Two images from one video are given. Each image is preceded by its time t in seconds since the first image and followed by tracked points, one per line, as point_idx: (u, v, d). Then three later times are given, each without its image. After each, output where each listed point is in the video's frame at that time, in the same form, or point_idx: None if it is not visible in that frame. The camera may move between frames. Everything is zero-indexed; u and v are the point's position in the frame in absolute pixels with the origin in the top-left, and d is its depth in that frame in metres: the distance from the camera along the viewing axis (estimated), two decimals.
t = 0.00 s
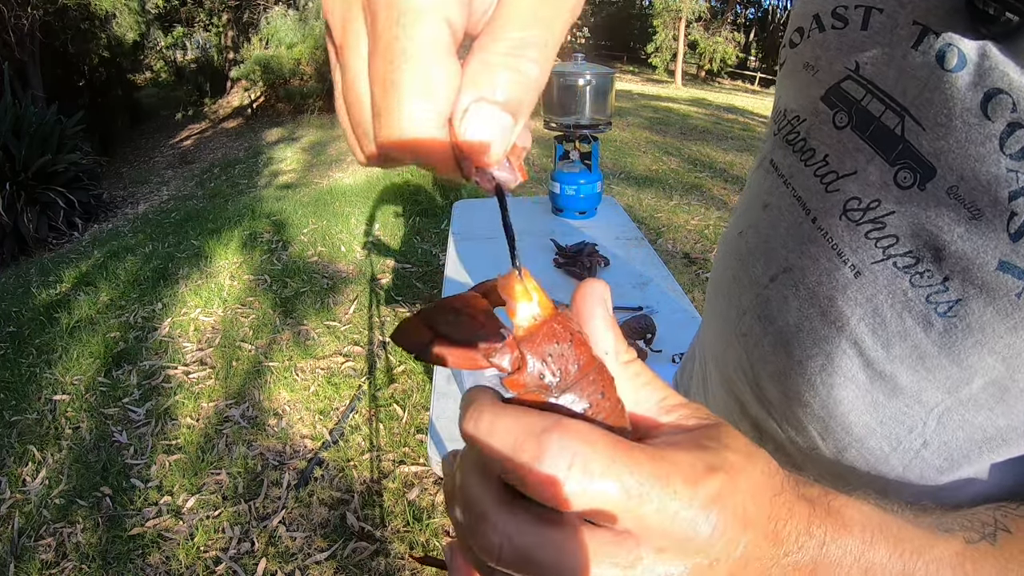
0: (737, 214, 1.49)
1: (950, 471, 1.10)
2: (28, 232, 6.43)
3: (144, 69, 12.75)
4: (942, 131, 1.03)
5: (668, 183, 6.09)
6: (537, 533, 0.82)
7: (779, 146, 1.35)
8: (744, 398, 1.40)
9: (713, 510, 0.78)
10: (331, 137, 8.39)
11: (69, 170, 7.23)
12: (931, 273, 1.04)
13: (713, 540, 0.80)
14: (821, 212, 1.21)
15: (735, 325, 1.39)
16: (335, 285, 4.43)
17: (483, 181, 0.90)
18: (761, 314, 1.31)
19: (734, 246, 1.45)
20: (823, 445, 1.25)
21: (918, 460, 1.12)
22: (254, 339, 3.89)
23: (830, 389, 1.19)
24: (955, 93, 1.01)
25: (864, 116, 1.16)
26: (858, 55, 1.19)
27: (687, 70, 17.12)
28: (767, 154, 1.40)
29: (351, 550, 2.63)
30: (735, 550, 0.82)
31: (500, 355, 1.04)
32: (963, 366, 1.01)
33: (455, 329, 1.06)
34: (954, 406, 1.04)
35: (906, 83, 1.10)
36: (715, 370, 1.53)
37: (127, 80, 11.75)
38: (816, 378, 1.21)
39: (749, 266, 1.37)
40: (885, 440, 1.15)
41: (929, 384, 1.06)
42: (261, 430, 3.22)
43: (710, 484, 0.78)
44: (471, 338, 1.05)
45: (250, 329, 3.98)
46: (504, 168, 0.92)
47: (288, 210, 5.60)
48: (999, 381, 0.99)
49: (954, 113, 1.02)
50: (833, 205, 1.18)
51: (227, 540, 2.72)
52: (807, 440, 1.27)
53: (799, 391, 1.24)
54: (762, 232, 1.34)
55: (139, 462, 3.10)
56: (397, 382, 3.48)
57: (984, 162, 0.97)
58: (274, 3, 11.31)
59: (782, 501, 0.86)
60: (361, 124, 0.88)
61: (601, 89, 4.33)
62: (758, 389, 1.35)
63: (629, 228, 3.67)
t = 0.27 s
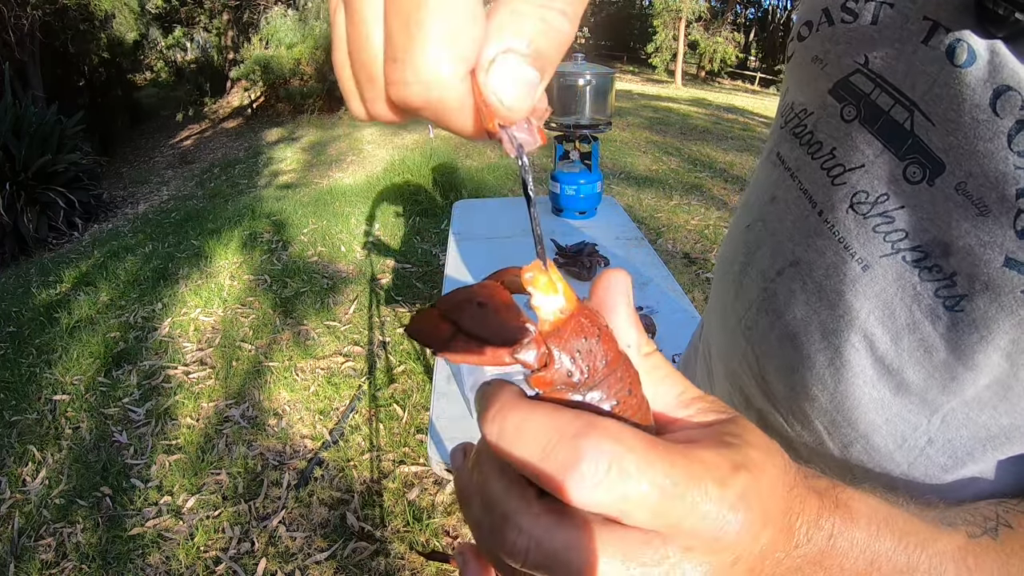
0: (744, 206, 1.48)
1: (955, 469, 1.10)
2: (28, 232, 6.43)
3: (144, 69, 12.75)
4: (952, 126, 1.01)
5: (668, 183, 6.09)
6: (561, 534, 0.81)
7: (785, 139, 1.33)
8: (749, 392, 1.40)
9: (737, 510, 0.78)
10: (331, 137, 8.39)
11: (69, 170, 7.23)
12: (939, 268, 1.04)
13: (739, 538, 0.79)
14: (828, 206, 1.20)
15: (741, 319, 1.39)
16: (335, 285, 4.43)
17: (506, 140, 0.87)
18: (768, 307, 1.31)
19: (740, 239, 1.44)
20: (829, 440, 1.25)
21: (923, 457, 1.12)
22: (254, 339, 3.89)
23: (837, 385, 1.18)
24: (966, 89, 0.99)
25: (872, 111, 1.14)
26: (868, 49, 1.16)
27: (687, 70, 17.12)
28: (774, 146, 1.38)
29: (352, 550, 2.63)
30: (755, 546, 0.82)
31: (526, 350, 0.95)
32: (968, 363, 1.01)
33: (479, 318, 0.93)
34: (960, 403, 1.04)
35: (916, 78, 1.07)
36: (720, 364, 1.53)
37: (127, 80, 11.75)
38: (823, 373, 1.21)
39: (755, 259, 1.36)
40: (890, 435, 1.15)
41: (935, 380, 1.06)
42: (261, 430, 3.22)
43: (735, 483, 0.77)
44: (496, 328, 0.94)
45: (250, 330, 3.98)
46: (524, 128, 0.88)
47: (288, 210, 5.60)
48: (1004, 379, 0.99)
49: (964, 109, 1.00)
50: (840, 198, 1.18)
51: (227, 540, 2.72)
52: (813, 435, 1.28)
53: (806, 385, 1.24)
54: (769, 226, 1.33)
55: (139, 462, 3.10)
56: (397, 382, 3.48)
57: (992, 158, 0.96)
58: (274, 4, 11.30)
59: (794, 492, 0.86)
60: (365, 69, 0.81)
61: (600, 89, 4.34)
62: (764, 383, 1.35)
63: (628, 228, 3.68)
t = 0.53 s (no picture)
0: (748, 205, 1.47)
1: (959, 469, 1.10)
2: (28, 232, 6.42)
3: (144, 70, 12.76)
4: (959, 126, 1.02)
5: (668, 184, 6.10)
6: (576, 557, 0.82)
7: (789, 138, 1.33)
8: (753, 392, 1.40)
9: (748, 527, 0.78)
10: (331, 137, 8.39)
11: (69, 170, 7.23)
12: (946, 268, 1.04)
13: (751, 554, 0.80)
14: (834, 205, 1.20)
15: (745, 319, 1.39)
16: (335, 285, 4.43)
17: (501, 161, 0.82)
18: (773, 307, 1.30)
19: (744, 238, 1.43)
20: (833, 441, 1.25)
21: (929, 457, 1.12)
22: (254, 339, 3.89)
23: (842, 384, 1.18)
24: (973, 90, 0.99)
25: (877, 111, 1.14)
26: (873, 50, 1.16)
27: (687, 70, 17.12)
28: (777, 145, 1.38)
29: (351, 550, 2.63)
30: (764, 559, 0.82)
31: (533, 377, 0.94)
32: (973, 363, 1.01)
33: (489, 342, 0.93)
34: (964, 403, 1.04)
35: (922, 78, 1.07)
36: (722, 364, 1.52)
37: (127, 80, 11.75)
38: (830, 372, 1.20)
39: (760, 258, 1.35)
40: (895, 435, 1.15)
41: (940, 379, 1.06)
42: (261, 430, 3.22)
43: (745, 501, 0.78)
44: (505, 352, 0.93)
45: (250, 330, 3.98)
46: (519, 150, 0.82)
47: (288, 210, 5.60)
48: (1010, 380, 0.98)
49: (971, 110, 1.00)
50: (846, 198, 1.17)
51: (227, 540, 2.72)
52: (817, 436, 1.27)
53: (812, 385, 1.24)
54: (773, 225, 1.33)
55: (140, 462, 3.10)
56: (397, 382, 3.48)
57: (998, 158, 0.96)
58: (274, 4, 11.30)
59: (801, 503, 0.86)
60: (359, 81, 0.76)
61: (601, 89, 4.34)
62: (768, 383, 1.34)
63: (629, 227, 3.69)
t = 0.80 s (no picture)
0: (749, 207, 1.47)
1: (960, 471, 1.10)
2: (28, 232, 6.42)
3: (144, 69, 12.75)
4: (962, 131, 1.01)
5: (668, 183, 6.10)
6: None
7: (792, 140, 1.33)
8: (752, 393, 1.40)
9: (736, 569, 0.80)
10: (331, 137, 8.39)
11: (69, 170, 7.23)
12: (949, 272, 1.04)
13: None
14: (836, 208, 1.19)
15: (745, 320, 1.39)
16: (335, 285, 4.43)
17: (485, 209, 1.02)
18: (775, 309, 1.30)
19: (746, 239, 1.43)
20: (833, 442, 1.25)
21: (930, 459, 1.12)
22: (254, 339, 3.89)
23: (844, 386, 1.18)
24: (977, 95, 0.99)
25: (881, 115, 1.14)
26: (877, 53, 1.15)
27: (688, 70, 17.12)
28: (780, 146, 1.38)
29: (352, 550, 2.63)
30: None
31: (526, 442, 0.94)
32: (976, 366, 1.01)
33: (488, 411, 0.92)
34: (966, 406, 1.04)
35: (926, 82, 1.07)
36: (723, 365, 1.52)
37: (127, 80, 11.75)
38: (831, 374, 1.20)
39: (761, 260, 1.35)
40: (897, 436, 1.15)
41: (942, 382, 1.06)
42: (260, 430, 3.22)
43: (730, 545, 0.81)
44: (500, 419, 0.93)
45: (250, 330, 3.98)
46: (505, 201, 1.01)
47: (288, 210, 5.60)
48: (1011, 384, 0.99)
49: (975, 115, 1.00)
50: (849, 202, 1.17)
51: (227, 540, 2.72)
52: (817, 437, 1.27)
53: (814, 387, 1.24)
54: (775, 227, 1.32)
55: (139, 462, 3.10)
56: (397, 382, 3.48)
57: (1003, 164, 0.96)
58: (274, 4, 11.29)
59: (789, 532, 0.89)
60: (355, 129, 0.95)
61: (601, 89, 4.34)
62: (769, 385, 1.34)
63: (629, 227, 3.69)
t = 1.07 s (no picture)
0: (750, 210, 1.47)
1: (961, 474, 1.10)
2: (28, 232, 6.42)
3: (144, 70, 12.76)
4: (965, 135, 1.01)
5: (668, 183, 6.10)
6: None
7: (794, 142, 1.32)
8: (753, 395, 1.40)
9: None
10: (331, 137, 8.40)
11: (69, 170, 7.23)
12: (951, 276, 1.04)
13: None
14: (839, 211, 1.19)
15: (747, 322, 1.39)
16: (335, 285, 4.43)
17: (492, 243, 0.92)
18: (777, 312, 1.30)
19: (747, 241, 1.43)
20: (835, 444, 1.25)
21: (933, 461, 1.12)
22: (254, 339, 3.89)
23: (848, 389, 1.19)
24: (981, 98, 0.99)
25: (885, 118, 1.14)
26: (880, 55, 1.15)
27: (687, 70, 17.12)
28: (781, 149, 1.38)
29: (352, 550, 2.63)
30: None
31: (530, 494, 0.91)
32: (979, 369, 1.01)
33: (490, 468, 0.89)
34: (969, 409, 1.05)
35: (930, 85, 1.07)
36: (723, 366, 1.52)
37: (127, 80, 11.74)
38: (834, 377, 1.20)
39: (763, 263, 1.35)
40: (900, 439, 1.15)
41: (945, 385, 1.06)
42: (261, 430, 3.22)
43: None
44: (507, 473, 0.90)
45: (250, 330, 3.98)
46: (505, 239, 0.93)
47: (288, 210, 5.60)
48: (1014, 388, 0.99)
49: (979, 118, 1.00)
50: (852, 205, 1.17)
51: (227, 540, 2.72)
52: (819, 439, 1.27)
53: (817, 389, 1.24)
54: (776, 230, 1.32)
55: (139, 462, 3.10)
56: (397, 382, 3.48)
57: (1006, 168, 0.96)
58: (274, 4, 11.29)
59: (783, 555, 0.90)
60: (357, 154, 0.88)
61: (601, 90, 4.34)
62: (771, 387, 1.34)
63: (629, 227, 3.69)
